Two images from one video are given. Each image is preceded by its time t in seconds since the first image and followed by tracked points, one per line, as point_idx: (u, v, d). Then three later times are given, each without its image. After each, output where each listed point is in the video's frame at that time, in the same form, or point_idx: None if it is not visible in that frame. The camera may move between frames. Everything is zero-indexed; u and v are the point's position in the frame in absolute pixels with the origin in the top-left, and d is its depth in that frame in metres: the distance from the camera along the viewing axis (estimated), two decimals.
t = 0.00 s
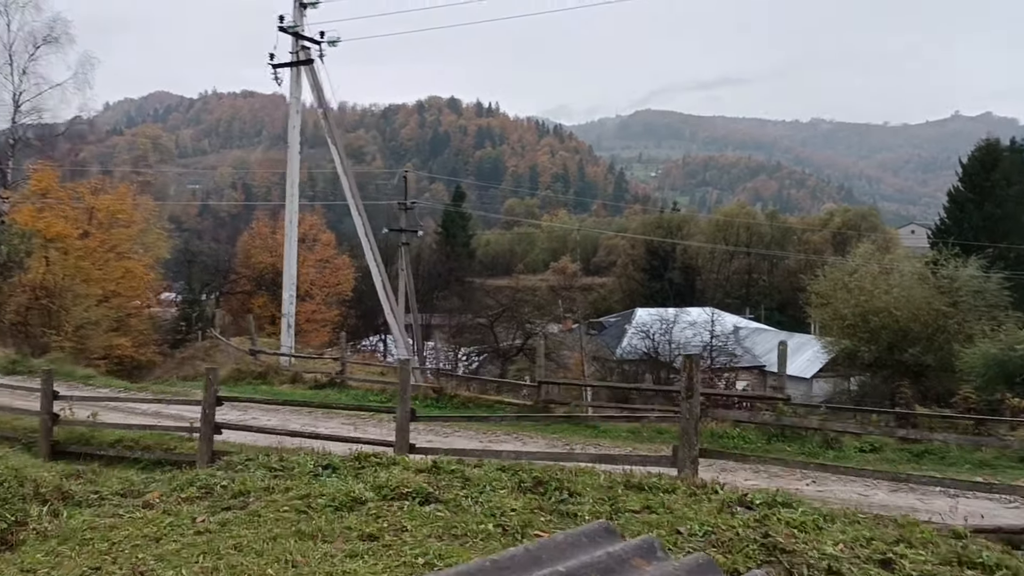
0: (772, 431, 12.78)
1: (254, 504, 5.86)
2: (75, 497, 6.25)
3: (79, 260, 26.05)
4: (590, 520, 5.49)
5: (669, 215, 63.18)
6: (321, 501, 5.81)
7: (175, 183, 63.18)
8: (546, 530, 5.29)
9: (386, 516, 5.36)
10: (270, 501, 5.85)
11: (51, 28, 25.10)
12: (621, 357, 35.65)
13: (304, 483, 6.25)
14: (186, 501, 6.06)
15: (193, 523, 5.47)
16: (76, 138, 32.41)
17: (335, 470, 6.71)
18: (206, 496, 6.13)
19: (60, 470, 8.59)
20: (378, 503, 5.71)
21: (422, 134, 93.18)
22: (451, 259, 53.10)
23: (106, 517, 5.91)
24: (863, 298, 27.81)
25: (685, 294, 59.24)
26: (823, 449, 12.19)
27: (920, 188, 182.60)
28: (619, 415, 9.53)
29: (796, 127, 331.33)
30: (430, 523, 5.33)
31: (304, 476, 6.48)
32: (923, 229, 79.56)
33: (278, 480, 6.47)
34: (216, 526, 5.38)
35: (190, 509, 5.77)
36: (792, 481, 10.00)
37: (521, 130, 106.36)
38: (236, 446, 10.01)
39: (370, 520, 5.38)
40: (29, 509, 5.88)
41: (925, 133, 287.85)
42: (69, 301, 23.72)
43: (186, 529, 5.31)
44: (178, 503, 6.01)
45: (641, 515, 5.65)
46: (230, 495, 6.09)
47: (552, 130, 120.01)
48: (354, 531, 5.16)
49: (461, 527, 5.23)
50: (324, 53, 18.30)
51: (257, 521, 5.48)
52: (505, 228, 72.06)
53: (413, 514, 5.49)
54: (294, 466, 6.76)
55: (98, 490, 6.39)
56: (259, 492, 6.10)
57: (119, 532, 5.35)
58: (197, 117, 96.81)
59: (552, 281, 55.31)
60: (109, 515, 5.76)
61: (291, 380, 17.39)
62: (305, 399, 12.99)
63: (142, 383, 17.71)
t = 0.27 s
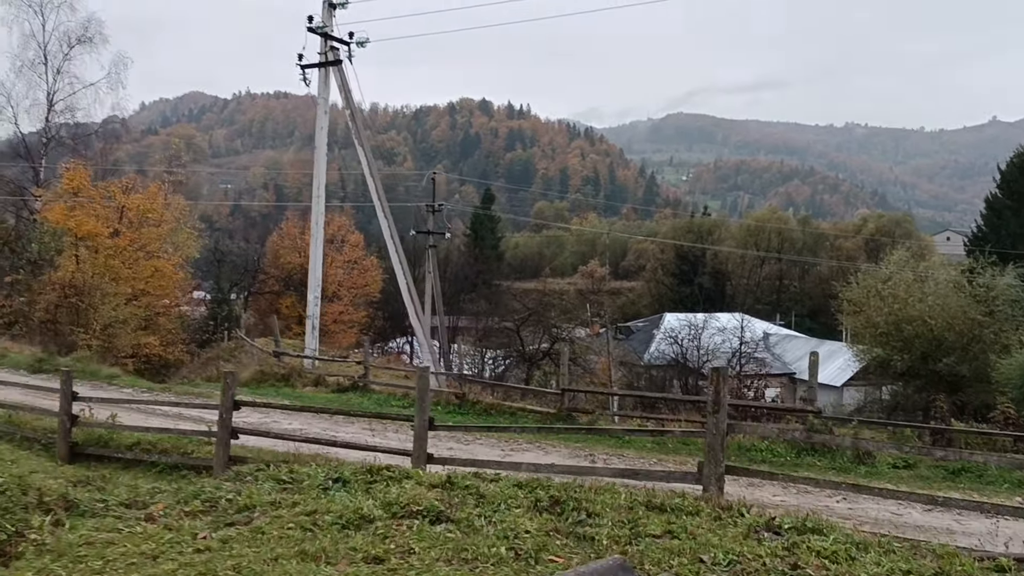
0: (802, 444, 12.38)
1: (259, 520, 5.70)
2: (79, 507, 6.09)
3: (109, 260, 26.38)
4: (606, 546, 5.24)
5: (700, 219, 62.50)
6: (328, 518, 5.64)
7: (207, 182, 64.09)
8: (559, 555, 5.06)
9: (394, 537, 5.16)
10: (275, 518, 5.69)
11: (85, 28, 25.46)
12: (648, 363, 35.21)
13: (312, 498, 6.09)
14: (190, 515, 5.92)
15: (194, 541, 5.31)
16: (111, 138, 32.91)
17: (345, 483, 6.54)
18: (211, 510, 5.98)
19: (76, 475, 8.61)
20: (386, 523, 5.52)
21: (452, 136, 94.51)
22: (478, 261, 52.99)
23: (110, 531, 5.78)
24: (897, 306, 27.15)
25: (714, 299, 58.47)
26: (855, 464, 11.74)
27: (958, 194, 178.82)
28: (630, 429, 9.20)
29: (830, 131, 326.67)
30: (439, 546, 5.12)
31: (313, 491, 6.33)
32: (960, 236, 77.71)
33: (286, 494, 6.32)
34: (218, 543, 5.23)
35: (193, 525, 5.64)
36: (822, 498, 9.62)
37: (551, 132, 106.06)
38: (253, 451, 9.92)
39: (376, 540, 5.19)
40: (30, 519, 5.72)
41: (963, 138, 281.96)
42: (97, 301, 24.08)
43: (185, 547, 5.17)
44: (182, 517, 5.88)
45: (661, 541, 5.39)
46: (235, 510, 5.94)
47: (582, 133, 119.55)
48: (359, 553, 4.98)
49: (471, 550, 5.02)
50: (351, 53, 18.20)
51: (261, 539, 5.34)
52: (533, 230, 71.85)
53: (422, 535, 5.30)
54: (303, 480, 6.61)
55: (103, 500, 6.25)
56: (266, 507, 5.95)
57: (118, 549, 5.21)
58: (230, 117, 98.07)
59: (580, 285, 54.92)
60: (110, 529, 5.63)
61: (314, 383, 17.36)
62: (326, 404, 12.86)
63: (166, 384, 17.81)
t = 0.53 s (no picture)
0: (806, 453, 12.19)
1: (241, 535, 5.54)
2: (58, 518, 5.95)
3: (109, 261, 26.27)
4: (603, 565, 5.05)
5: (703, 223, 62.32)
6: (313, 534, 5.48)
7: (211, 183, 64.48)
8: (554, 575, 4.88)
9: (381, 555, 4.99)
10: (257, 533, 5.53)
11: (87, 28, 25.39)
12: (650, 367, 35.03)
13: (298, 512, 5.92)
14: (170, 529, 5.75)
15: (172, 557, 5.15)
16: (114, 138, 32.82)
17: (333, 496, 6.39)
18: (191, 524, 5.81)
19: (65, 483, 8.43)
20: (373, 539, 5.36)
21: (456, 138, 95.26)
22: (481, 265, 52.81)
23: (86, 545, 5.62)
24: (901, 311, 27.06)
25: (717, 303, 58.22)
26: (861, 474, 11.55)
27: (961, 199, 178.40)
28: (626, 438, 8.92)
29: (835, 136, 326.31)
30: (428, 564, 4.96)
31: (299, 504, 6.17)
32: (964, 241, 77.41)
33: (272, 507, 6.16)
34: (196, 561, 5.06)
35: (171, 540, 5.46)
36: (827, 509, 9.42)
37: (555, 135, 105.97)
38: (247, 457, 9.73)
39: (362, 559, 5.02)
40: (6, 532, 5.58)
41: (967, 143, 281.43)
42: (97, 302, 23.97)
43: (161, 564, 4.99)
44: (161, 531, 5.71)
45: (660, 561, 5.20)
46: (217, 524, 5.77)
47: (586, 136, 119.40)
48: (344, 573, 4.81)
49: (462, 570, 4.85)
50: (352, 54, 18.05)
51: (241, 556, 5.16)
52: (536, 233, 71.72)
53: (410, 552, 5.12)
54: (290, 491, 6.45)
55: (84, 511, 6.11)
56: (248, 522, 5.79)
57: (93, 565, 5.05)
58: (235, 119, 98.15)
59: (583, 288, 54.74)
60: (87, 543, 5.47)
61: (312, 387, 17.22)
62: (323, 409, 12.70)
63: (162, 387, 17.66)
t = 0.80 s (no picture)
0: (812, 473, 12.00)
1: (227, 563, 5.35)
2: (40, 542, 5.78)
3: (111, 272, 25.89)
4: None
5: (707, 235, 62.10)
6: (302, 561, 5.30)
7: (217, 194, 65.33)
8: None
9: None
10: (244, 561, 5.34)
11: (91, 39, 25.41)
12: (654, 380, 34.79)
13: (288, 538, 5.74)
14: (153, 556, 5.56)
15: None
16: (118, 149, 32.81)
17: (325, 520, 6.21)
18: (176, 551, 5.62)
19: (55, 502, 8.23)
20: (364, 568, 5.18)
21: (461, 151, 96.76)
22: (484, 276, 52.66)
23: (65, 572, 5.43)
24: (907, 325, 26.99)
25: (721, 316, 57.91)
26: (869, 495, 11.36)
27: (965, 214, 178.06)
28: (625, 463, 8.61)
29: (839, 150, 326.55)
30: None
31: (290, 529, 5.99)
32: (969, 255, 77.02)
33: (261, 532, 5.98)
34: None
35: (154, 568, 5.27)
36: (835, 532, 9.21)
37: (560, 147, 106.11)
38: (242, 474, 9.52)
39: None
40: None
41: (972, 157, 281.21)
42: (97, 313, 23.84)
43: None
44: (144, 558, 5.52)
45: None
46: (202, 551, 5.58)
47: (590, 148, 119.51)
48: None
49: None
50: (355, 65, 17.96)
51: None
52: (539, 245, 71.60)
53: None
54: (281, 515, 6.27)
55: (67, 534, 5.92)
56: (236, 548, 5.60)
57: None
58: (240, 130, 98.60)
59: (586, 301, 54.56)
60: (66, 571, 5.28)
61: (312, 401, 17.03)
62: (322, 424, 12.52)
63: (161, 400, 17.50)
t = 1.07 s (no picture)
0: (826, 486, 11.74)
1: None
2: (32, 560, 5.66)
3: (121, 278, 26.12)
4: None
5: (718, 243, 61.99)
6: None
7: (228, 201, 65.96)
8: None
9: None
10: None
11: (103, 46, 25.52)
12: (665, 388, 34.52)
13: (285, 557, 5.62)
14: None
15: None
16: (130, 155, 32.93)
17: (324, 538, 6.10)
18: (169, 570, 5.50)
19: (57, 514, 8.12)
20: None
21: (472, 158, 97.43)
22: (493, 283, 52.57)
23: None
24: (920, 334, 26.69)
25: (732, 323, 57.49)
26: (884, 509, 11.13)
27: (979, 221, 176.58)
28: (619, 474, 8.30)
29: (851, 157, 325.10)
30: None
31: (288, 547, 5.87)
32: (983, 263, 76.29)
33: (258, 550, 5.86)
34: None
35: None
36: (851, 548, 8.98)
37: (570, 154, 106.01)
38: (245, 485, 9.39)
39: None
40: None
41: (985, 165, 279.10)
42: (106, 320, 23.87)
43: None
44: None
45: None
46: (196, 571, 5.44)
47: (601, 155, 119.38)
48: None
49: None
50: (364, 71, 17.89)
51: None
52: (549, 252, 71.40)
53: None
54: (279, 533, 6.16)
55: (60, 551, 5.80)
56: (231, 568, 5.47)
57: None
58: (253, 136, 99.24)
59: (597, 307, 54.44)
60: None
61: (319, 409, 16.93)
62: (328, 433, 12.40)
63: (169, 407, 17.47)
